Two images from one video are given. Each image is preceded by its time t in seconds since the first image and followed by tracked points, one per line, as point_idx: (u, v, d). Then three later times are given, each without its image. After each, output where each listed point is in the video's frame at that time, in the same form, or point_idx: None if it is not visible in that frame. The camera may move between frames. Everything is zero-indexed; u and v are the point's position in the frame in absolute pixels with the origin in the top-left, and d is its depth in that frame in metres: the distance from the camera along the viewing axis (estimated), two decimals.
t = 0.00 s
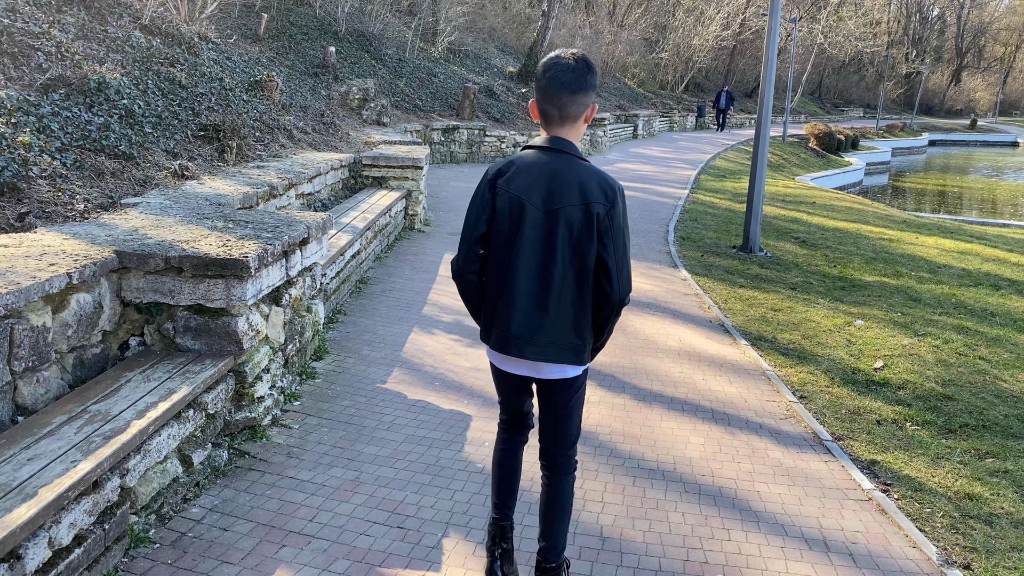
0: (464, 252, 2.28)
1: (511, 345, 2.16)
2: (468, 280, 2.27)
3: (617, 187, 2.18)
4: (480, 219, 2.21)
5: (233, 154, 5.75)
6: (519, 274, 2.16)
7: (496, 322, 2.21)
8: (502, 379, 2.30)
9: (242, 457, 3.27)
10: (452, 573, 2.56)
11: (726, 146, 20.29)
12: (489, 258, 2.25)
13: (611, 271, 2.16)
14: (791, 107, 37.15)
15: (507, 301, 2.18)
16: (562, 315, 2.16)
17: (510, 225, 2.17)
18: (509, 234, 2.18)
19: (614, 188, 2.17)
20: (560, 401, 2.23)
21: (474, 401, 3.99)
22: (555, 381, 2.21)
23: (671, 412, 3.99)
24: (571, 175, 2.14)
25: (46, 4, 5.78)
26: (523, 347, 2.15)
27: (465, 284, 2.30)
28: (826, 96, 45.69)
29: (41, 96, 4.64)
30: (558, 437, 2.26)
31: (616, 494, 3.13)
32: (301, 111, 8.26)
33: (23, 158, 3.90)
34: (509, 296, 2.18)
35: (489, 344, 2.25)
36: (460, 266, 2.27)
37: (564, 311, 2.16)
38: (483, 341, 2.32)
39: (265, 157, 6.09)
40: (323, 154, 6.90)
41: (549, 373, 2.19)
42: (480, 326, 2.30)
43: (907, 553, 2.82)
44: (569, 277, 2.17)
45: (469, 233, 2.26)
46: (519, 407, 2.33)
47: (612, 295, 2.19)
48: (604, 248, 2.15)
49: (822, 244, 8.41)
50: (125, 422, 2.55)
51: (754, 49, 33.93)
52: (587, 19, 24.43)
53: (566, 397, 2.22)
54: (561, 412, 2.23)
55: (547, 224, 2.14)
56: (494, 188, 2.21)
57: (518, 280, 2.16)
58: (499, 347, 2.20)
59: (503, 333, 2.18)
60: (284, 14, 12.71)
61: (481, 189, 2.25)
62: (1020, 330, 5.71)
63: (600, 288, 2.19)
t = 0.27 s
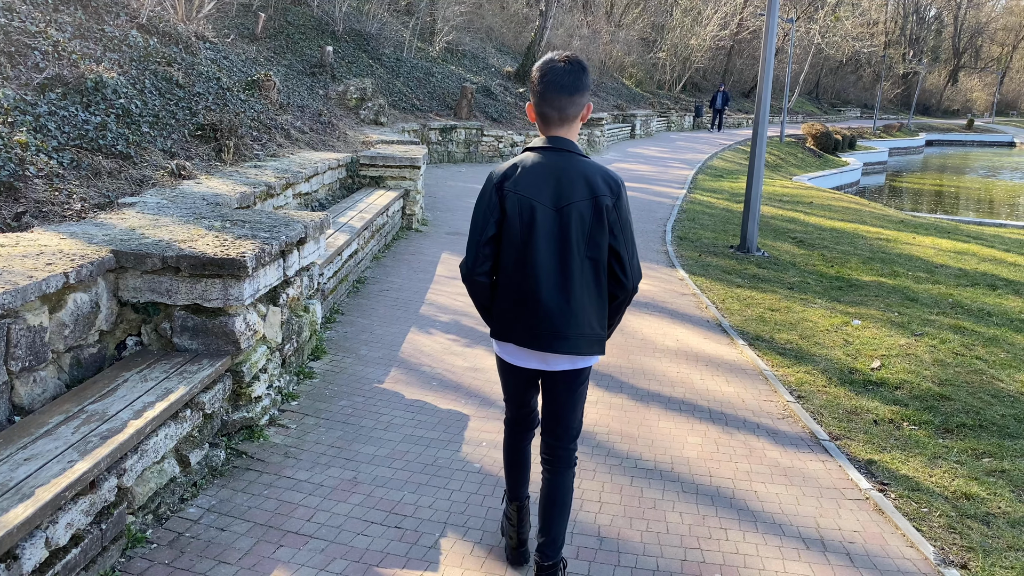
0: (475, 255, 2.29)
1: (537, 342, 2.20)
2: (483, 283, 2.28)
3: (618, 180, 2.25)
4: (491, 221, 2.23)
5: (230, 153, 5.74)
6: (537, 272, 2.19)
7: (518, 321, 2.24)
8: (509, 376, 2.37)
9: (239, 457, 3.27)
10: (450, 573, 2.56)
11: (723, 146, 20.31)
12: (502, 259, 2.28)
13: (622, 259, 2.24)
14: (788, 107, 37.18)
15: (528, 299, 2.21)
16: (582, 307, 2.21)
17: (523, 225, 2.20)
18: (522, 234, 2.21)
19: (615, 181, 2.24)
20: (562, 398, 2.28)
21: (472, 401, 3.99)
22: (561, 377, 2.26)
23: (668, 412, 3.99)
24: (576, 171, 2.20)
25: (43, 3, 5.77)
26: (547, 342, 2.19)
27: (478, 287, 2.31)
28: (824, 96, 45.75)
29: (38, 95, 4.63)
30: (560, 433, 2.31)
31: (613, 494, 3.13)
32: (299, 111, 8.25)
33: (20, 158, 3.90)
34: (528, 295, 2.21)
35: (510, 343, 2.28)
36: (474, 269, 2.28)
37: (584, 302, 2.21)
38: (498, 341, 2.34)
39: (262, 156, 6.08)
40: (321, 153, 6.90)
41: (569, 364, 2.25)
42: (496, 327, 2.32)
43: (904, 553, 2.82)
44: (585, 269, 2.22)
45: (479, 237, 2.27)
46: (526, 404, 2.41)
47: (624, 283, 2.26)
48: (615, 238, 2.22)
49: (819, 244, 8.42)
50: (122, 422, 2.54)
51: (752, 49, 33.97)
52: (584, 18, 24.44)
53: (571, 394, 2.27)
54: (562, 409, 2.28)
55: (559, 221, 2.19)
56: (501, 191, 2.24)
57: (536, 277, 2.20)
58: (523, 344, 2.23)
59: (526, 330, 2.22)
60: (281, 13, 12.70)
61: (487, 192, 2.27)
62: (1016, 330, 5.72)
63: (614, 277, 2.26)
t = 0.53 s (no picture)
0: (477, 259, 2.33)
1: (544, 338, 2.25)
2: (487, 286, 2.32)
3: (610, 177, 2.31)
4: (491, 226, 2.27)
5: (228, 153, 5.74)
6: (540, 272, 2.25)
7: (522, 320, 2.29)
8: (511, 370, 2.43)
9: (238, 457, 3.27)
10: (448, 573, 2.56)
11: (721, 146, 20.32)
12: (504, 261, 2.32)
13: (619, 253, 2.31)
14: (786, 107, 37.19)
15: (532, 299, 2.26)
16: (584, 303, 2.27)
17: (523, 227, 2.25)
18: (523, 236, 2.26)
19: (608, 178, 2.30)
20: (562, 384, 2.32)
21: (470, 401, 3.99)
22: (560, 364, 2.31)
23: (666, 412, 3.99)
24: (570, 172, 2.26)
25: (41, 3, 5.76)
26: (552, 338, 2.25)
27: (481, 289, 2.35)
28: (821, 96, 45.79)
29: (35, 95, 4.63)
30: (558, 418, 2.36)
31: (611, 494, 3.14)
32: (297, 110, 8.25)
33: (18, 158, 3.89)
34: (533, 294, 2.26)
35: (516, 342, 2.32)
36: (477, 273, 2.31)
37: (586, 297, 2.27)
38: (503, 339, 2.39)
39: (260, 156, 6.08)
40: (319, 153, 6.90)
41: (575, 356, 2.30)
42: (501, 327, 2.36)
43: (902, 552, 2.83)
44: (585, 266, 2.28)
45: (480, 241, 2.31)
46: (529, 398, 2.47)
47: (622, 276, 2.33)
48: (611, 233, 2.28)
49: (817, 244, 8.43)
50: (120, 422, 2.54)
51: (749, 50, 33.99)
52: (582, 18, 24.44)
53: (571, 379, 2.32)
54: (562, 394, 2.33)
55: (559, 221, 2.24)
56: (499, 195, 2.27)
57: (539, 277, 2.26)
58: (529, 341, 2.29)
59: (532, 328, 2.27)
60: (279, 13, 12.69)
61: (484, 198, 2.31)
62: (1014, 330, 5.73)
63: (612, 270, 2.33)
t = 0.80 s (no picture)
0: (473, 251, 2.43)
1: (542, 321, 2.38)
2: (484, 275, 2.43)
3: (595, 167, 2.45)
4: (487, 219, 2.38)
5: (226, 153, 5.73)
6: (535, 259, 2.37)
7: (520, 306, 2.40)
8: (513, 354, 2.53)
9: (236, 457, 3.27)
10: (447, 573, 2.56)
11: (720, 146, 20.34)
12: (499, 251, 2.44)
13: (608, 238, 2.44)
14: (784, 108, 37.22)
15: (528, 285, 2.38)
16: (578, 286, 2.40)
17: (516, 218, 2.37)
18: (517, 226, 2.38)
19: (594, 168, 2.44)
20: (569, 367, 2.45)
21: (469, 401, 3.99)
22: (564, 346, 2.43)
23: (665, 412, 4.00)
24: (558, 164, 2.38)
25: (39, 3, 5.76)
26: (549, 321, 2.38)
27: (479, 278, 2.46)
28: (819, 96, 45.84)
29: (33, 95, 4.62)
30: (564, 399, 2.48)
31: (610, 494, 3.14)
32: (295, 111, 8.24)
33: (15, 158, 3.89)
34: (529, 280, 2.38)
35: (515, 327, 2.44)
36: (474, 264, 2.42)
37: (580, 281, 2.40)
38: (502, 326, 2.50)
39: (258, 156, 6.07)
40: (317, 153, 6.89)
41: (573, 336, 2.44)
42: (500, 314, 2.47)
43: (900, 552, 2.83)
44: (577, 252, 2.41)
45: (476, 233, 2.42)
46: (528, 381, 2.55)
47: (612, 259, 2.46)
48: (601, 220, 2.41)
49: (815, 244, 8.43)
50: (118, 422, 2.54)
51: (747, 50, 34.03)
52: (581, 19, 24.44)
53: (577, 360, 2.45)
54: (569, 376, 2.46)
55: (550, 211, 2.37)
56: (491, 189, 2.39)
57: (535, 264, 2.38)
58: (529, 325, 2.40)
59: (530, 313, 2.39)
60: (277, 13, 12.68)
61: (477, 192, 2.42)
62: (1011, 330, 5.74)
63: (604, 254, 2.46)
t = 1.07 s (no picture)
0: (470, 244, 2.53)
1: (534, 310, 2.48)
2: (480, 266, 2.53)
3: (589, 164, 2.55)
4: (483, 212, 2.48)
5: (225, 153, 5.73)
6: (528, 252, 2.47)
7: (514, 297, 2.51)
8: (513, 345, 2.58)
9: (235, 458, 3.27)
10: (445, 573, 2.57)
11: (718, 147, 20.35)
12: (495, 243, 2.54)
13: (599, 232, 2.54)
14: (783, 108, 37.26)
15: (522, 275, 2.48)
16: (569, 278, 2.50)
17: (512, 212, 2.48)
18: (512, 219, 2.48)
19: (587, 166, 2.54)
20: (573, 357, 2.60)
21: (468, 401, 4.00)
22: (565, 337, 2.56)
23: (663, 412, 4.00)
24: (552, 161, 2.49)
25: (38, 3, 5.76)
26: (542, 311, 2.48)
27: (475, 269, 2.56)
28: (818, 97, 45.87)
29: (32, 95, 4.62)
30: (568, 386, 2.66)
31: (609, 494, 3.14)
32: (294, 111, 8.24)
33: (14, 158, 3.89)
34: (523, 271, 2.48)
35: (509, 316, 2.53)
36: (471, 255, 2.52)
37: (570, 272, 2.51)
38: (497, 315, 2.59)
39: (257, 157, 6.08)
40: (316, 154, 6.89)
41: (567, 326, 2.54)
42: (494, 303, 2.57)
43: (899, 552, 2.84)
44: (569, 245, 2.51)
45: (472, 225, 2.52)
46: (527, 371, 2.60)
47: (604, 252, 2.56)
48: (592, 214, 2.52)
49: (813, 244, 8.44)
50: (118, 423, 2.55)
51: (746, 50, 34.05)
52: (579, 19, 24.45)
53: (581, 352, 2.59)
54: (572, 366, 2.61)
55: (543, 206, 2.47)
56: (488, 183, 2.49)
57: (528, 256, 2.48)
58: (523, 316, 2.50)
59: (523, 303, 2.49)
60: (276, 14, 12.67)
61: (475, 186, 2.52)
62: (1009, 330, 5.76)
63: (595, 247, 2.56)
